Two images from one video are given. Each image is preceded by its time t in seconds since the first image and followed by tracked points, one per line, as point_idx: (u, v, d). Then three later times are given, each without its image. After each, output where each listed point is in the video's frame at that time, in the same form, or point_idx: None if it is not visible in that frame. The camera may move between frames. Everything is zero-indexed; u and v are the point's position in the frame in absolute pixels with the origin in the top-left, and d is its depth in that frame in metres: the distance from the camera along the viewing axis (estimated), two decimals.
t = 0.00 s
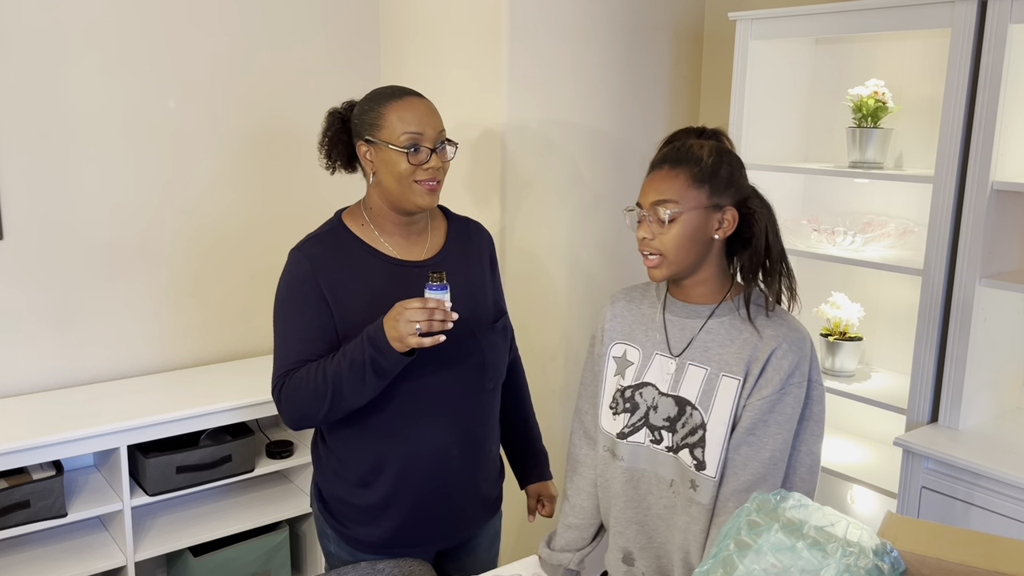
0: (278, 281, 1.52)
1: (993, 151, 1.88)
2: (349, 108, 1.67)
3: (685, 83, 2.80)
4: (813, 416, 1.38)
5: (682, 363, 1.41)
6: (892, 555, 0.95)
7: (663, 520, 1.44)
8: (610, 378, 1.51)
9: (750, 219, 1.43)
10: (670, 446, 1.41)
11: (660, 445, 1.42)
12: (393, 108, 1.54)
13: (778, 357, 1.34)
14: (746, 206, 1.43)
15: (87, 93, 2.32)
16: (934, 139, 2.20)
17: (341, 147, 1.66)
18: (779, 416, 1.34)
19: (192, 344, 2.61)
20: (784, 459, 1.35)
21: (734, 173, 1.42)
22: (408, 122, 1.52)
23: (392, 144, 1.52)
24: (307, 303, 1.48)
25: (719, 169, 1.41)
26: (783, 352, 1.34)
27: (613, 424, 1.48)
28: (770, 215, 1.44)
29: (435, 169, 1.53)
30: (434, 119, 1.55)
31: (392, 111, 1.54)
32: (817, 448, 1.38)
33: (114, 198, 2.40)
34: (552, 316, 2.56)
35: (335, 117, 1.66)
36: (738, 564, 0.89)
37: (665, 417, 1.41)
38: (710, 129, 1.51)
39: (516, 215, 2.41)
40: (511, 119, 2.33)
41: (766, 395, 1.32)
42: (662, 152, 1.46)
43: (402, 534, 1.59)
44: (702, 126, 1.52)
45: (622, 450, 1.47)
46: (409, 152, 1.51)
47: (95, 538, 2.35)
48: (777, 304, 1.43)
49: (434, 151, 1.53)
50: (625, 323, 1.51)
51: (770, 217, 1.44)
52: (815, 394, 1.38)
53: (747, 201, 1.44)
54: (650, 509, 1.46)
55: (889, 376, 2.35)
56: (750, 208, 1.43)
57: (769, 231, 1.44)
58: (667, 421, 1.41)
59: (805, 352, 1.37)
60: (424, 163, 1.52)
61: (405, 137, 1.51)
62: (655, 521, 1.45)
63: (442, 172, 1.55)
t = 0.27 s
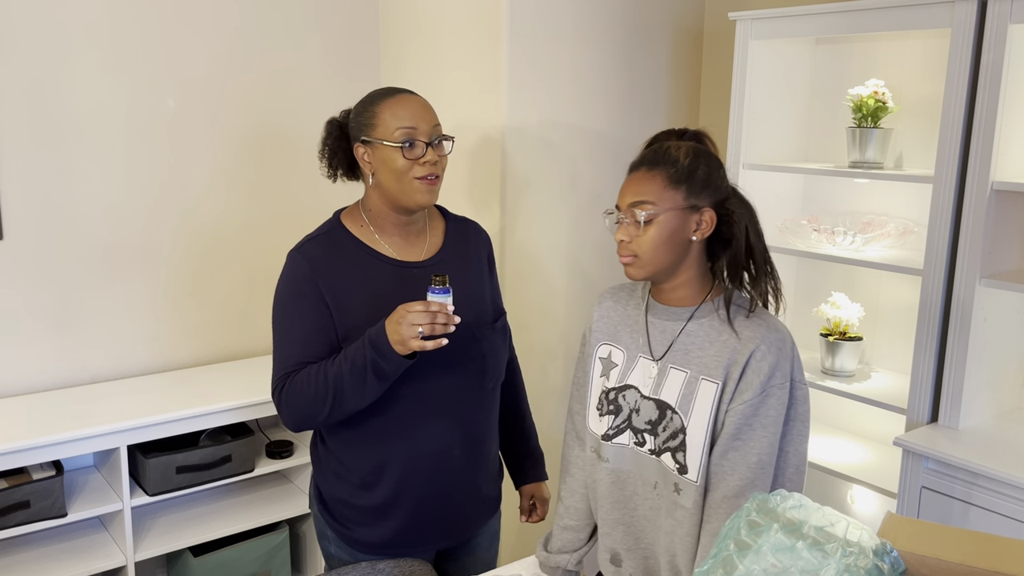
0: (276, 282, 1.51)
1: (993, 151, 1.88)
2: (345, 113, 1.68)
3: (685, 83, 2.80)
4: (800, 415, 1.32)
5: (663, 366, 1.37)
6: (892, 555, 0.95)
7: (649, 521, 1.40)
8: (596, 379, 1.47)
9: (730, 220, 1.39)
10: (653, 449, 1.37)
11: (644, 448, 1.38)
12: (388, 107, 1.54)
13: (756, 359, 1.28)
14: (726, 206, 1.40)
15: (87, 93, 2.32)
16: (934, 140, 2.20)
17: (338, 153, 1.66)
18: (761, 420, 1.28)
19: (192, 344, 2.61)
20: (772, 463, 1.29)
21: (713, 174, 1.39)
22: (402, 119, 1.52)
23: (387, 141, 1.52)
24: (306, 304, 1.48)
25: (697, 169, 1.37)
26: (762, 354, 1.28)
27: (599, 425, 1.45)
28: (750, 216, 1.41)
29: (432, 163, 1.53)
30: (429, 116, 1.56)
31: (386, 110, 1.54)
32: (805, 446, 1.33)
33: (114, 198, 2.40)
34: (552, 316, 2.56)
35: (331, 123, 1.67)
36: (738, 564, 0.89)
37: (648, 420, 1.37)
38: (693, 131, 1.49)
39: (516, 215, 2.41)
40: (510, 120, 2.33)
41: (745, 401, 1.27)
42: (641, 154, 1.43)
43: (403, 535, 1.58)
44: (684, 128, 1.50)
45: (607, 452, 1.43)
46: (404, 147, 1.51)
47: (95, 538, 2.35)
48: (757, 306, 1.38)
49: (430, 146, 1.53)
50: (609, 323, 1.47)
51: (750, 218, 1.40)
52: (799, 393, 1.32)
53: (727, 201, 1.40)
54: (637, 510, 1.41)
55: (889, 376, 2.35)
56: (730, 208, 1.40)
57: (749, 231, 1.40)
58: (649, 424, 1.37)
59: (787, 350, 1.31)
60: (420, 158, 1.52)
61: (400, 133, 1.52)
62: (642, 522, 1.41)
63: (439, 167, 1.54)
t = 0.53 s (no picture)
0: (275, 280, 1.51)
1: (992, 151, 1.88)
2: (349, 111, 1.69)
3: (684, 83, 2.80)
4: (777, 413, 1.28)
5: (641, 376, 1.32)
6: (892, 555, 0.95)
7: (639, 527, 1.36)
8: (579, 388, 1.44)
9: (697, 231, 1.31)
10: (637, 458, 1.33)
11: (629, 457, 1.34)
12: (382, 107, 1.55)
13: (727, 362, 1.23)
14: (692, 217, 1.31)
15: (86, 93, 2.32)
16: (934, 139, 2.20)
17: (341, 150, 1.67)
18: (738, 424, 1.24)
19: (192, 344, 2.61)
20: (751, 466, 1.25)
21: (677, 184, 1.30)
22: (394, 119, 1.53)
23: (379, 142, 1.53)
24: (305, 303, 1.48)
25: (661, 181, 1.29)
26: (732, 357, 1.23)
27: (583, 435, 1.41)
28: (719, 225, 1.32)
29: (422, 165, 1.52)
30: (423, 115, 1.56)
31: (380, 109, 1.55)
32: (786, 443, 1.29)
33: (113, 198, 2.40)
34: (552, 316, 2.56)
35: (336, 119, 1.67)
36: (738, 564, 0.89)
37: (629, 431, 1.33)
38: (656, 140, 1.43)
39: (516, 215, 2.41)
40: (510, 120, 2.33)
41: (719, 407, 1.23)
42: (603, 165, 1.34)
43: (401, 534, 1.58)
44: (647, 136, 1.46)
45: (592, 460, 1.39)
46: (393, 148, 1.52)
47: (95, 538, 2.35)
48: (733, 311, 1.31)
49: (421, 148, 1.53)
50: (588, 330, 1.44)
51: (719, 227, 1.32)
52: (773, 392, 1.28)
53: (693, 211, 1.32)
54: (627, 515, 1.38)
55: (889, 376, 2.35)
56: (696, 219, 1.31)
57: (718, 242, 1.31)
58: (630, 435, 1.33)
59: (758, 348, 1.27)
60: (410, 159, 1.52)
61: (390, 134, 1.52)
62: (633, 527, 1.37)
63: (432, 169, 1.54)
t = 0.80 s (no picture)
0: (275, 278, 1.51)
1: (993, 151, 1.87)
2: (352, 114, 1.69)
3: (685, 83, 2.79)
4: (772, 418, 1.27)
5: (636, 387, 1.31)
6: (892, 555, 0.95)
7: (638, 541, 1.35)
8: (574, 399, 1.42)
9: (672, 240, 1.27)
10: (638, 470, 1.32)
11: (629, 469, 1.33)
12: (380, 102, 1.55)
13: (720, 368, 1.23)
14: (665, 226, 1.27)
15: (86, 93, 2.32)
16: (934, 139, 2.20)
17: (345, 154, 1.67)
18: (732, 429, 1.24)
19: (192, 344, 2.61)
20: (743, 470, 1.25)
21: (644, 197, 1.25)
22: (391, 112, 1.53)
23: (376, 135, 1.53)
24: (303, 301, 1.48)
25: (627, 199, 1.24)
26: (724, 362, 1.23)
27: (583, 446, 1.40)
28: (693, 228, 1.28)
29: (421, 154, 1.52)
30: (421, 108, 1.56)
31: (378, 104, 1.55)
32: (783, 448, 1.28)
33: (112, 198, 2.40)
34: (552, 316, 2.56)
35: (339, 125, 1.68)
36: (739, 565, 0.89)
37: (629, 442, 1.32)
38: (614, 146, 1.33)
39: (516, 215, 2.40)
40: (510, 120, 2.33)
41: (712, 414, 1.22)
42: (566, 188, 1.28)
43: (399, 534, 1.59)
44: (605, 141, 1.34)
45: (594, 470, 1.39)
46: (391, 140, 1.52)
47: (95, 538, 2.34)
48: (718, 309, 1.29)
49: (419, 138, 1.53)
50: (579, 340, 1.42)
51: (693, 231, 1.28)
52: (767, 396, 1.26)
53: (665, 220, 1.27)
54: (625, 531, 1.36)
55: (889, 376, 2.35)
56: (670, 227, 1.27)
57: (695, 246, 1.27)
58: (631, 446, 1.32)
59: (751, 351, 1.25)
60: (408, 150, 1.52)
61: (387, 126, 1.53)
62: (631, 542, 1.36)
63: (431, 159, 1.54)
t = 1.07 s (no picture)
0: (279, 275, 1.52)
1: (993, 151, 1.87)
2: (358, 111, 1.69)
3: (685, 83, 2.79)
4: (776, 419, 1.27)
5: (642, 390, 1.31)
6: (892, 556, 0.95)
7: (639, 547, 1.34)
8: (577, 402, 1.42)
9: (682, 249, 1.27)
10: (642, 474, 1.31)
11: (633, 473, 1.32)
12: (383, 105, 1.55)
13: (727, 368, 1.23)
14: (675, 235, 1.27)
15: (86, 93, 2.32)
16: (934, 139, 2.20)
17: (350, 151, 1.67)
18: (737, 429, 1.24)
19: (192, 344, 2.61)
20: (746, 470, 1.26)
21: (657, 207, 1.24)
22: (394, 117, 1.53)
23: (379, 140, 1.53)
24: (304, 299, 1.49)
25: (641, 209, 1.23)
26: (732, 363, 1.23)
27: (587, 449, 1.40)
28: (703, 238, 1.28)
29: (423, 162, 1.52)
30: (424, 113, 1.56)
31: (382, 108, 1.55)
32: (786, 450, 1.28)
33: (113, 198, 2.40)
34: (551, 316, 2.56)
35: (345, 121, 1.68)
36: (739, 565, 0.89)
37: (635, 445, 1.32)
38: (625, 148, 1.31)
39: (516, 215, 2.40)
40: (510, 120, 2.33)
41: (719, 413, 1.23)
42: (575, 194, 1.27)
43: (398, 533, 1.59)
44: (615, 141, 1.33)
45: (597, 474, 1.38)
46: (393, 146, 1.52)
47: (95, 538, 2.34)
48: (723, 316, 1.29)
49: (421, 145, 1.53)
50: (581, 343, 1.42)
51: (703, 241, 1.27)
52: (772, 398, 1.27)
53: (676, 230, 1.27)
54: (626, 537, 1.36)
55: (889, 376, 2.35)
56: (681, 237, 1.26)
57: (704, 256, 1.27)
58: (637, 449, 1.31)
59: (757, 353, 1.26)
60: (411, 157, 1.52)
61: (390, 132, 1.52)
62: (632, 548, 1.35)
63: (433, 167, 1.54)
